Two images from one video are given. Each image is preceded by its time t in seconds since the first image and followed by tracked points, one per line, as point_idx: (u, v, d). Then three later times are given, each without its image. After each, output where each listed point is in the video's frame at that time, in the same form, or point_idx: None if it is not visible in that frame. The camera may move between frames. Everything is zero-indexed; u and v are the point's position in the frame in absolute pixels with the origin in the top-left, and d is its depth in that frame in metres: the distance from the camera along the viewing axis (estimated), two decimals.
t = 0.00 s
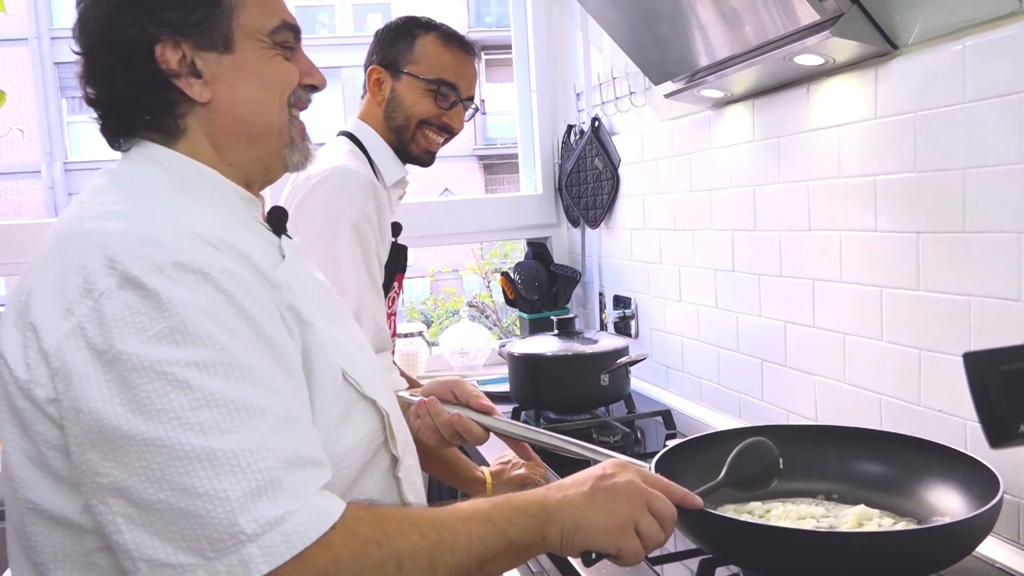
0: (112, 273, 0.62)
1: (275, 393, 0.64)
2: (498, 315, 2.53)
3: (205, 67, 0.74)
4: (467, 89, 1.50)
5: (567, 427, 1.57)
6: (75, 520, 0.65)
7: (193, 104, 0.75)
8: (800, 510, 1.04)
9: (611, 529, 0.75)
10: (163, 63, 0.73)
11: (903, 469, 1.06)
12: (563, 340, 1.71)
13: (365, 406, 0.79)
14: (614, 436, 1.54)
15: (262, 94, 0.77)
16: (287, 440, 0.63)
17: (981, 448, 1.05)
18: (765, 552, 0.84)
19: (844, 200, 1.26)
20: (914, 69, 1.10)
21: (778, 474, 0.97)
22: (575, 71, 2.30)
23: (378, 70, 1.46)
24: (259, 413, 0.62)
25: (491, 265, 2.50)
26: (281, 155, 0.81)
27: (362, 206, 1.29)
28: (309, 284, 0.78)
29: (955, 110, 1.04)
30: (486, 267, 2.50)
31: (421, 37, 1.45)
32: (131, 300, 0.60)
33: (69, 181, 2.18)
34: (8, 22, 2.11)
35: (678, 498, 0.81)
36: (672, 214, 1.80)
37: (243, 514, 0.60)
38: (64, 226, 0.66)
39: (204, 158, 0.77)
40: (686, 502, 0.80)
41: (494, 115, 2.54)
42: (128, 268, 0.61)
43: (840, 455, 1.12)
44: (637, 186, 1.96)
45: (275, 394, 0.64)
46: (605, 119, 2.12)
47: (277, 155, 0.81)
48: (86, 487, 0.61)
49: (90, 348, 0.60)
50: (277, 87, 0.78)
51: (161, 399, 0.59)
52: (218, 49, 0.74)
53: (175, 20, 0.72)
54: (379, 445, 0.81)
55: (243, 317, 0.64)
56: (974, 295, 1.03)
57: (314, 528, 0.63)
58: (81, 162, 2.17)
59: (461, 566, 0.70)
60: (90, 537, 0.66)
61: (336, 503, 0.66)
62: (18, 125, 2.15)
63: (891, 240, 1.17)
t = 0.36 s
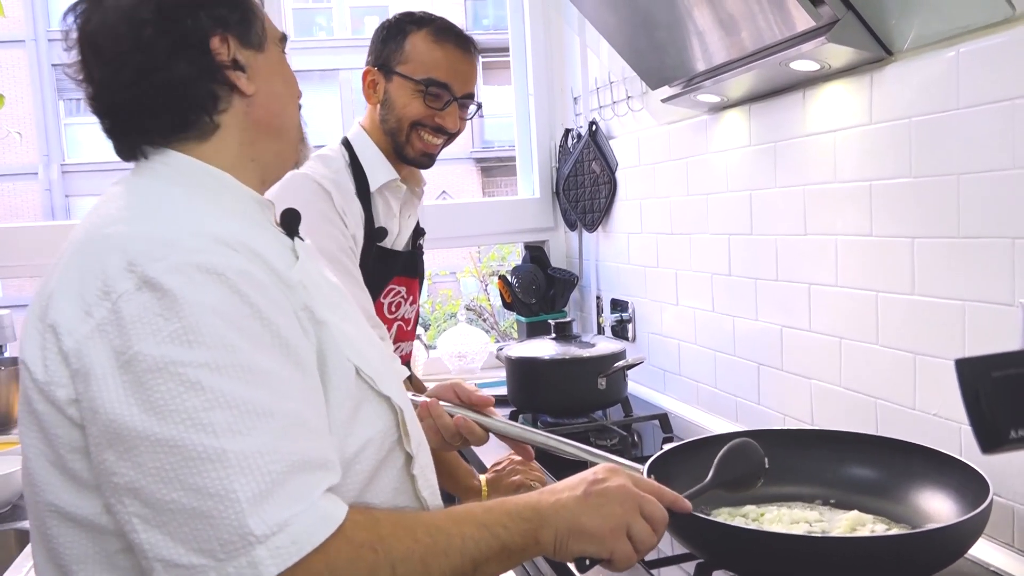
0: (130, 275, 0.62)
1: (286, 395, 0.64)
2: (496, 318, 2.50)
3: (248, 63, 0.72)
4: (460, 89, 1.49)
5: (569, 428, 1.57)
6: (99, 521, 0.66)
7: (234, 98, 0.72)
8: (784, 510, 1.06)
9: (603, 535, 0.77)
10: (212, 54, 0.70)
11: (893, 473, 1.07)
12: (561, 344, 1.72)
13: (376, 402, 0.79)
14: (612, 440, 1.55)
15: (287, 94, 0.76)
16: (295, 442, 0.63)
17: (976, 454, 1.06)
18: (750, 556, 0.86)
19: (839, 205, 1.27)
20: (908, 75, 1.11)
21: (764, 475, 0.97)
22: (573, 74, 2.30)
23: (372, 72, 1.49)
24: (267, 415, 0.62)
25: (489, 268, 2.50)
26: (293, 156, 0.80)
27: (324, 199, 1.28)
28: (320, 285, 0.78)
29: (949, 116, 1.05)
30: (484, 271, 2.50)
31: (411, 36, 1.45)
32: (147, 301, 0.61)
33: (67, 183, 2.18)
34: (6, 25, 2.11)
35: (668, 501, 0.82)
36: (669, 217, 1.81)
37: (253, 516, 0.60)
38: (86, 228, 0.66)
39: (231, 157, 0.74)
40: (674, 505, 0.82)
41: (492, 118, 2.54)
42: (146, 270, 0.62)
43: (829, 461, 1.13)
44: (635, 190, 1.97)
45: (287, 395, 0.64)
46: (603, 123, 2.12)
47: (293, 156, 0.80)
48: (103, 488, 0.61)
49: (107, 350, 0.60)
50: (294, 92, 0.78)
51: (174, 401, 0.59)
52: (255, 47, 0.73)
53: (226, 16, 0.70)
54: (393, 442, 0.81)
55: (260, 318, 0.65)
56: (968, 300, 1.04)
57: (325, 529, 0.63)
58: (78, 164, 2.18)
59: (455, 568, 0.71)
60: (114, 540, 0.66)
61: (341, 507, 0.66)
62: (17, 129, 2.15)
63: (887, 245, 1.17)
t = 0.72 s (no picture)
0: (146, 256, 0.62)
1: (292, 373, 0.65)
2: (494, 319, 2.50)
3: (254, 66, 0.73)
4: (465, 93, 1.49)
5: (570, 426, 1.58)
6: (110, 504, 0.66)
7: (239, 98, 0.72)
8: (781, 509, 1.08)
9: (597, 534, 0.78)
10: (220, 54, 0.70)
11: (891, 473, 1.07)
12: (560, 344, 1.72)
13: (378, 391, 0.79)
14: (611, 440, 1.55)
15: (291, 101, 0.77)
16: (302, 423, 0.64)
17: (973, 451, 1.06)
18: (745, 554, 0.87)
19: (837, 207, 1.27)
20: (905, 78, 1.12)
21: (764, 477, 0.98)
22: (572, 76, 2.31)
23: (378, 73, 1.50)
24: (272, 392, 0.62)
25: (488, 270, 2.51)
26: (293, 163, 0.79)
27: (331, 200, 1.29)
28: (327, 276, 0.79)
29: (947, 117, 1.06)
30: (483, 272, 2.50)
31: (417, 38, 1.46)
32: (163, 280, 0.61)
33: (65, 184, 2.18)
34: (6, 26, 2.12)
35: (665, 500, 0.84)
36: (668, 219, 1.82)
37: (261, 485, 0.60)
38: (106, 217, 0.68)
39: (235, 155, 0.74)
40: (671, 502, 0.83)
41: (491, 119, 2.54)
42: (162, 250, 0.62)
43: (824, 463, 1.13)
44: (634, 191, 1.98)
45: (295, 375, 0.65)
46: (601, 125, 2.13)
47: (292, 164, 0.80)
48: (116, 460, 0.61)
49: (120, 325, 0.61)
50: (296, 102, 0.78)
51: (185, 372, 0.59)
52: (260, 53, 0.74)
53: (233, 21, 0.72)
54: (395, 433, 0.82)
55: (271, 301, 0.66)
56: (965, 300, 1.05)
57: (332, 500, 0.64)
58: (77, 165, 2.19)
59: (451, 556, 0.71)
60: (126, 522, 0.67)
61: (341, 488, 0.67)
62: (17, 130, 2.15)
63: (886, 247, 1.18)
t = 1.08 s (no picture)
0: (134, 267, 0.63)
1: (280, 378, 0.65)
2: (493, 319, 2.51)
3: (252, 87, 0.73)
4: (466, 86, 1.49)
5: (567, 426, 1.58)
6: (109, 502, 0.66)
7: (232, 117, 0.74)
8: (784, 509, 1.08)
9: (592, 515, 0.78)
10: (211, 74, 0.71)
11: (888, 472, 1.07)
12: (558, 343, 1.72)
13: (371, 397, 0.79)
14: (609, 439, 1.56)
15: (298, 125, 0.75)
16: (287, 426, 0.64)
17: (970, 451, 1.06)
18: (746, 553, 0.87)
19: (836, 207, 1.28)
20: (904, 79, 1.12)
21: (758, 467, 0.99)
22: (571, 76, 2.31)
23: (377, 73, 1.49)
24: (258, 401, 0.62)
25: (487, 268, 2.50)
26: (291, 184, 0.79)
27: (332, 195, 1.26)
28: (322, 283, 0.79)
29: (945, 118, 1.06)
30: (481, 271, 2.50)
31: (415, 34, 1.46)
32: (149, 293, 0.62)
33: (63, 182, 2.17)
34: (4, 24, 2.11)
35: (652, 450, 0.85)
36: (666, 218, 1.82)
37: (242, 496, 0.60)
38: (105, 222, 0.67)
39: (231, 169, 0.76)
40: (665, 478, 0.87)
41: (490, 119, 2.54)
42: (150, 262, 0.62)
43: (825, 461, 1.13)
44: (632, 191, 1.98)
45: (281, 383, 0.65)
46: (601, 125, 2.13)
47: (293, 184, 0.79)
48: (103, 468, 0.62)
49: (108, 335, 0.61)
50: (310, 125, 0.77)
51: (170, 383, 0.60)
52: (266, 73, 0.73)
53: (233, 38, 0.71)
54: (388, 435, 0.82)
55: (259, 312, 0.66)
56: (963, 300, 1.05)
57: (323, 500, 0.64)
58: (75, 163, 2.18)
59: (446, 554, 0.71)
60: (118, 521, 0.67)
61: (331, 488, 0.67)
62: (16, 127, 2.15)
63: (884, 247, 1.18)
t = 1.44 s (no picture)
0: (133, 261, 0.65)
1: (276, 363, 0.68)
2: (493, 320, 2.51)
3: (267, 101, 0.77)
4: (466, 85, 1.49)
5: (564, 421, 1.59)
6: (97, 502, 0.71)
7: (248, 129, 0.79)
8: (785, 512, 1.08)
9: (607, 488, 0.79)
10: (229, 86, 0.77)
11: (889, 476, 1.08)
12: (558, 345, 1.73)
13: (353, 416, 0.82)
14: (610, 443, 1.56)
15: (312, 141, 0.78)
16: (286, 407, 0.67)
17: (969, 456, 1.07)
18: (744, 555, 0.87)
19: (837, 211, 1.28)
20: (905, 84, 1.12)
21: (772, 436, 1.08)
22: (573, 79, 2.32)
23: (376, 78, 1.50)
24: (256, 381, 0.65)
25: (488, 271, 2.52)
26: (306, 197, 0.82)
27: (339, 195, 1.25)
28: (313, 289, 0.81)
29: (946, 124, 1.06)
30: (483, 273, 2.52)
31: (411, 36, 1.46)
32: (151, 284, 0.65)
33: (65, 181, 2.17)
34: (8, 23, 2.12)
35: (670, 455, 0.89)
36: (668, 221, 1.82)
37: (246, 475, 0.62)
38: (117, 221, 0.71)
39: (247, 178, 0.81)
40: (677, 457, 0.89)
41: (492, 121, 2.55)
42: (147, 256, 0.65)
43: (825, 465, 1.14)
44: (634, 194, 1.98)
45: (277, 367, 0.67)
46: (602, 127, 2.13)
47: (305, 198, 0.82)
48: (110, 448, 0.64)
49: (114, 323, 0.64)
50: (326, 141, 0.79)
51: (177, 363, 0.63)
52: (282, 89, 0.76)
53: (249, 52, 0.76)
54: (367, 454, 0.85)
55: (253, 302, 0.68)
56: (962, 305, 1.05)
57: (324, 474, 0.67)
58: (77, 163, 2.19)
59: (462, 521, 0.73)
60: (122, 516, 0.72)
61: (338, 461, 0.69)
62: (20, 126, 2.16)
63: (884, 252, 1.18)
